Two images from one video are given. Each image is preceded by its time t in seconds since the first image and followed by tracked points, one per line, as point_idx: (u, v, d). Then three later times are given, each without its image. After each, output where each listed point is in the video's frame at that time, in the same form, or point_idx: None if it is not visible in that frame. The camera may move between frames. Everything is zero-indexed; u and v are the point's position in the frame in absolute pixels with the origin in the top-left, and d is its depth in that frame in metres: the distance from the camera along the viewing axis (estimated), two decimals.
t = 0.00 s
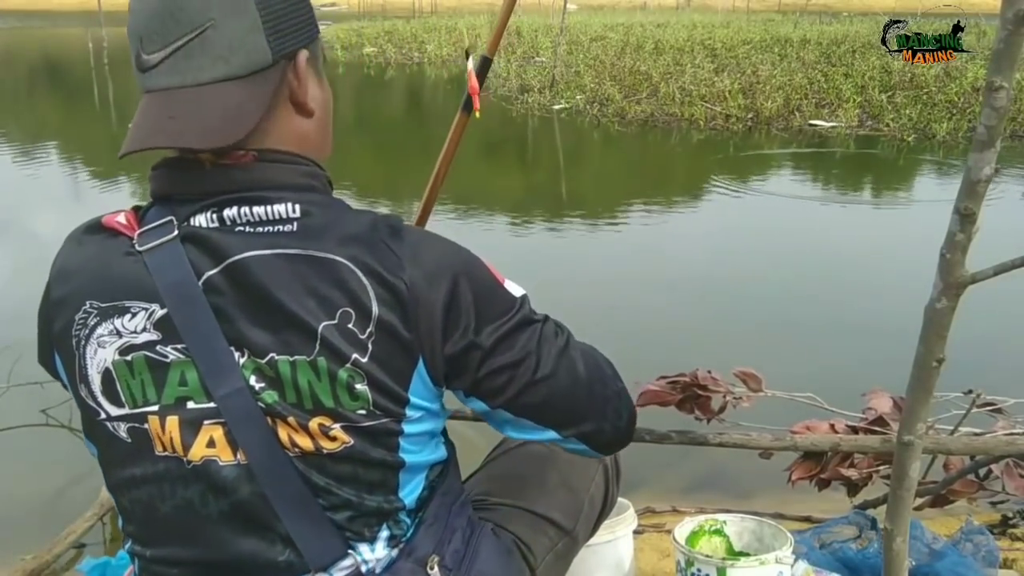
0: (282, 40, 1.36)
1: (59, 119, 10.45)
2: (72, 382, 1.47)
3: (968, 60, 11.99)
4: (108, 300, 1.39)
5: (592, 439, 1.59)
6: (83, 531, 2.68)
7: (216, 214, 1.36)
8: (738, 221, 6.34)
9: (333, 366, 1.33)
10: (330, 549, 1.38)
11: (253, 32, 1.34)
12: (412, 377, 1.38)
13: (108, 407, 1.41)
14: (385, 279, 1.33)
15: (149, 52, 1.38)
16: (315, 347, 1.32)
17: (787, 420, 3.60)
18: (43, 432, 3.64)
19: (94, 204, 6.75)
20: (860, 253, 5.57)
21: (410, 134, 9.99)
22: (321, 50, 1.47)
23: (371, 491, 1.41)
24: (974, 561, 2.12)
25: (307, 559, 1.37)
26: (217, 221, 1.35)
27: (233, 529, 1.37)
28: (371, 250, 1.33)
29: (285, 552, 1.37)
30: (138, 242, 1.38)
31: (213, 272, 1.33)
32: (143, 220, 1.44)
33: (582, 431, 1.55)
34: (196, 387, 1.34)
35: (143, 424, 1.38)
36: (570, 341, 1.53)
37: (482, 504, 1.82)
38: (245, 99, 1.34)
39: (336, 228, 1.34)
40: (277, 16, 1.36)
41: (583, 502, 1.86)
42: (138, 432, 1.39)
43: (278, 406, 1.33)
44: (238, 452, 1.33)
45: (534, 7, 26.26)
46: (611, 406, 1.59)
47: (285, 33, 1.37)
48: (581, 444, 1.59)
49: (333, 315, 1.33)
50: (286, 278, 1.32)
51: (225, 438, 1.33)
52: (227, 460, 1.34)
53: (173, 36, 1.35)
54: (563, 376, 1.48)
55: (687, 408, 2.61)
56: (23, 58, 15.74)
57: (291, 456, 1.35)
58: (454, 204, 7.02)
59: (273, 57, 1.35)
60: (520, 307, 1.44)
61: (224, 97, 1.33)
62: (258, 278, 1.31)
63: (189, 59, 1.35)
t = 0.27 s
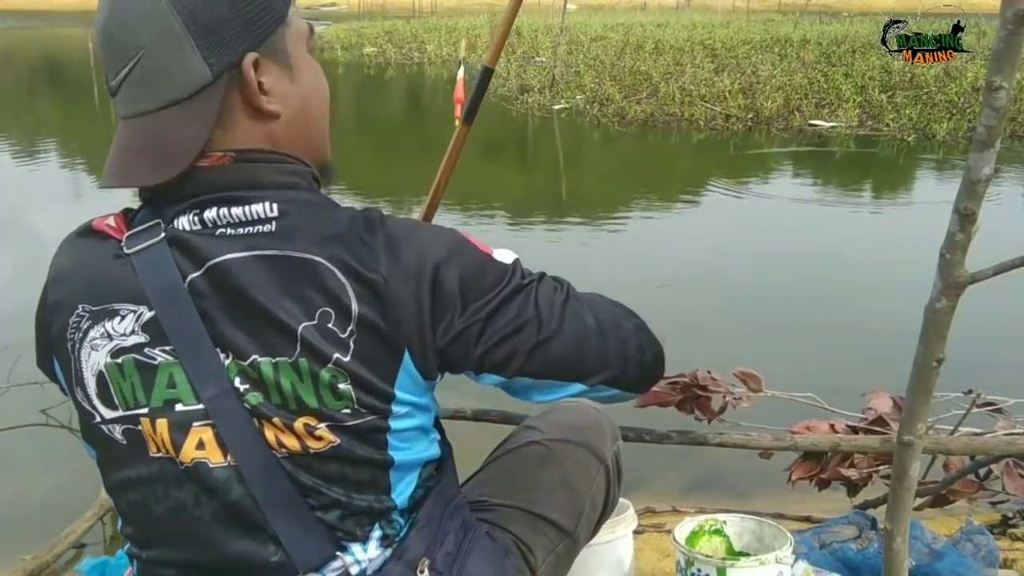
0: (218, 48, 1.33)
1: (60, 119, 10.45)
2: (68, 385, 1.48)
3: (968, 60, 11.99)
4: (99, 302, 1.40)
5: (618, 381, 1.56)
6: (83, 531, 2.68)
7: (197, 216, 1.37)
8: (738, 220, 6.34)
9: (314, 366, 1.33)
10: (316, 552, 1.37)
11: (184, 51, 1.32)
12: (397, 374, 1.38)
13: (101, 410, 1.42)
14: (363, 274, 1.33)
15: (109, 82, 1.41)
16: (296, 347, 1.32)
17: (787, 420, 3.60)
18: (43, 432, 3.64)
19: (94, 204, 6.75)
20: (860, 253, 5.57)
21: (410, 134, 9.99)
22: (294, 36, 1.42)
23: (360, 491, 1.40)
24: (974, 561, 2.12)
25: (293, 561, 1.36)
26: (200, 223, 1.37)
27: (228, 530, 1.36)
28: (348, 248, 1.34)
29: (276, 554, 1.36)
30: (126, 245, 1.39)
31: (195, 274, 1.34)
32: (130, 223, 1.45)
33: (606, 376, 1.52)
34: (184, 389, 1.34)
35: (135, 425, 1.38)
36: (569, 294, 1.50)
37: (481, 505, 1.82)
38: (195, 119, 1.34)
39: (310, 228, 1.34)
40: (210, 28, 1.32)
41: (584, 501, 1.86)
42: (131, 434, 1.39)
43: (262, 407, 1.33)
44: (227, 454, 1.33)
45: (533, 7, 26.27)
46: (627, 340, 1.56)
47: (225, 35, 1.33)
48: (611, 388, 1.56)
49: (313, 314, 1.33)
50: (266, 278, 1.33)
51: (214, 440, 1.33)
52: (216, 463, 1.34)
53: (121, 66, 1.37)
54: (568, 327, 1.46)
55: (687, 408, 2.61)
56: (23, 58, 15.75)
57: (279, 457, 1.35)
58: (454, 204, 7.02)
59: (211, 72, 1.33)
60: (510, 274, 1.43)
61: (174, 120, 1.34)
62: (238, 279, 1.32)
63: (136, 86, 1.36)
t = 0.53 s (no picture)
0: (143, 97, 1.30)
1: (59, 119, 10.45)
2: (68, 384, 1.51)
3: (968, 60, 11.99)
4: (94, 304, 1.41)
5: (623, 335, 1.46)
6: (83, 531, 2.69)
7: (172, 222, 1.37)
8: (738, 220, 6.34)
9: (298, 361, 1.33)
10: (306, 546, 1.37)
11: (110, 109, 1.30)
12: (386, 360, 1.37)
13: (98, 410, 1.43)
14: (341, 263, 1.32)
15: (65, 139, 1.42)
16: (280, 344, 1.33)
17: (787, 420, 3.60)
18: (43, 432, 3.64)
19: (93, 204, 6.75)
20: (859, 253, 5.56)
21: (411, 134, 9.99)
22: (222, 35, 1.35)
23: (355, 484, 1.39)
24: (973, 561, 2.12)
25: (285, 555, 1.36)
26: (176, 228, 1.36)
27: (226, 528, 1.37)
28: (325, 239, 1.33)
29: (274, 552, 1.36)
30: (110, 248, 1.40)
31: (178, 275, 1.35)
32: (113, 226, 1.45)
33: (606, 331, 1.43)
34: (175, 387, 1.34)
35: (130, 425, 1.39)
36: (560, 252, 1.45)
37: (481, 503, 1.82)
38: (142, 167, 1.34)
39: (289, 223, 1.34)
40: (129, 78, 1.29)
41: (583, 499, 1.87)
42: (127, 434, 1.40)
43: (250, 404, 1.34)
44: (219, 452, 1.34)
45: (533, 7, 26.26)
46: (628, 289, 1.47)
47: (136, 70, 1.29)
48: (616, 344, 1.46)
49: (294, 310, 1.33)
50: (247, 277, 1.33)
51: (206, 439, 1.33)
52: (211, 461, 1.34)
53: (65, 126, 1.37)
54: (560, 285, 1.40)
55: (687, 408, 2.61)
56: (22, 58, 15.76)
57: (271, 453, 1.35)
58: (454, 204, 7.02)
59: (144, 121, 1.31)
60: (492, 241, 1.39)
61: (120, 175, 1.34)
62: (219, 278, 1.33)
63: (86, 147, 1.36)
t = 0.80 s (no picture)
0: (100, 121, 1.24)
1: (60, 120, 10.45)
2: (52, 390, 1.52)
3: (968, 60, 11.99)
4: (72, 315, 1.42)
5: (596, 371, 1.44)
6: (83, 531, 2.68)
7: (143, 232, 1.35)
8: (738, 220, 6.33)
9: (272, 372, 1.33)
10: (291, 552, 1.37)
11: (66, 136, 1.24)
12: (360, 376, 1.36)
13: (84, 419, 1.44)
14: (308, 275, 1.30)
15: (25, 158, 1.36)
16: (254, 354, 1.32)
17: (787, 420, 3.60)
18: (44, 431, 3.64)
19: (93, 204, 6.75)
20: (859, 253, 5.56)
21: (411, 134, 9.98)
22: (172, 41, 1.28)
23: (339, 489, 1.40)
24: (974, 561, 2.12)
25: (271, 561, 1.37)
26: (148, 239, 1.35)
27: (216, 531, 1.38)
28: (291, 249, 1.31)
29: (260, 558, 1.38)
30: (82, 257, 1.40)
31: (151, 286, 1.35)
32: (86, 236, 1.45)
33: (578, 366, 1.41)
34: (154, 397, 1.35)
35: (114, 434, 1.40)
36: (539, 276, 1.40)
37: (476, 500, 1.81)
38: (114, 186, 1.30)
39: (254, 232, 1.31)
40: (83, 101, 1.23)
41: (578, 494, 1.86)
42: (111, 442, 1.42)
43: (227, 414, 1.34)
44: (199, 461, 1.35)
45: (533, 8, 26.27)
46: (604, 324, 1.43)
47: (90, 91, 1.23)
48: (588, 378, 1.44)
49: (264, 322, 1.32)
50: (219, 288, 1.32)
51: (188, 448, 1.34)
52: (193, 470, 1.35)
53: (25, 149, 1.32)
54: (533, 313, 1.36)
55: (687, 408, 2.61)
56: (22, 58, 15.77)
57: (251, 462, 1.35)
58: (454, 204, 7.02)
59: (105, 146, 1.26)
60: (468, 258, 1.35)
61: (90, 196, 1.30)
62: (191, 290, 1.32)
63: (49, 171, 1.32)
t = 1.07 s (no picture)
0: (69, 132, 1.22)
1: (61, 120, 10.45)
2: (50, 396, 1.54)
3: (968, 60, 12.00)
4: (58, 327, 1.43)
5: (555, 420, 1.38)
6: (83, 531, 2.68)
7: (120, 241, 1.34)
8: (738, 221, 6.33)
9: (249, 384, 1.32)
10: (279, 559, 1.37)
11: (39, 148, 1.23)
12: (338, 388, 1.34)
13: (78, 426, 1.46)
14: (280, 289, 1.27)
15: None
16: (230, 367, 1.31)
17: (786, 420, 3.60)
18: (43, 432, 3.63)
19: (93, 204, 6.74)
20: (859, 253, 5.56)
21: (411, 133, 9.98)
22: (134, 44, 1.25)
23: (326, 492, 1.39)
24: (974, 561, 2.12)
25: (259, 568, 1.37)
26: (125, 248, 1.34)
27: (209, 534, 1.38)
28: (264, 262, 1.28)
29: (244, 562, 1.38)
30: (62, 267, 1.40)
31: (131, 296, 1.34)
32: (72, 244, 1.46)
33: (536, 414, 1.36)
34: (139, 407, 1.36)
35: (103, 442, 1.41)
36: (514, 313, 1.34)
37: (474, 498, 1.80)
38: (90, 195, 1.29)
39: (224, 243, 1.29)
40: (52, 113, 1.21)
41: (576, 494, 1.87)
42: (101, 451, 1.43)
43: (209, 424, 1.34)
44: (185, 471, 1.36)
45: (533, 8, 26.29)
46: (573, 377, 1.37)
47: (53, 103, 1.21)
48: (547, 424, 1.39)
49: (238, 336, 1.30)
50: (194, 300, 1.31)
51: (174, 456, 1.35)
52: (180, 477, 1.36)
53: None
54: (495, 360, 1.31)
55: (687, 408, 2.62)
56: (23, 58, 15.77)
57: (236, 471, 1.36)
58: (454, 204, 7.02)
59: (78, 157, 1.24)
60: (437, 289, 1.29)
61: (67, 206, 1.29)
62: (168, 300, 1.31)
63: (26, 182, 1.30)
